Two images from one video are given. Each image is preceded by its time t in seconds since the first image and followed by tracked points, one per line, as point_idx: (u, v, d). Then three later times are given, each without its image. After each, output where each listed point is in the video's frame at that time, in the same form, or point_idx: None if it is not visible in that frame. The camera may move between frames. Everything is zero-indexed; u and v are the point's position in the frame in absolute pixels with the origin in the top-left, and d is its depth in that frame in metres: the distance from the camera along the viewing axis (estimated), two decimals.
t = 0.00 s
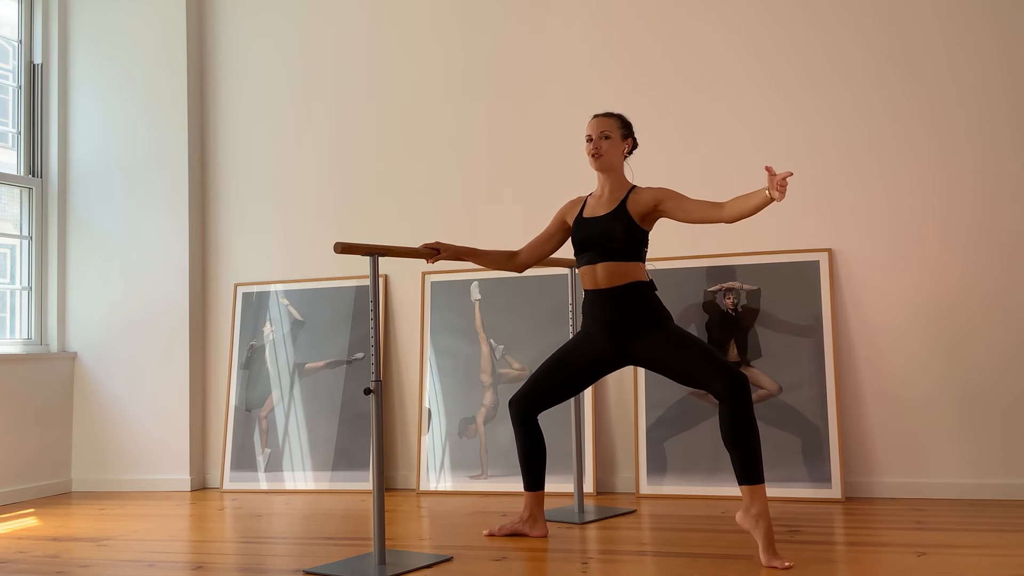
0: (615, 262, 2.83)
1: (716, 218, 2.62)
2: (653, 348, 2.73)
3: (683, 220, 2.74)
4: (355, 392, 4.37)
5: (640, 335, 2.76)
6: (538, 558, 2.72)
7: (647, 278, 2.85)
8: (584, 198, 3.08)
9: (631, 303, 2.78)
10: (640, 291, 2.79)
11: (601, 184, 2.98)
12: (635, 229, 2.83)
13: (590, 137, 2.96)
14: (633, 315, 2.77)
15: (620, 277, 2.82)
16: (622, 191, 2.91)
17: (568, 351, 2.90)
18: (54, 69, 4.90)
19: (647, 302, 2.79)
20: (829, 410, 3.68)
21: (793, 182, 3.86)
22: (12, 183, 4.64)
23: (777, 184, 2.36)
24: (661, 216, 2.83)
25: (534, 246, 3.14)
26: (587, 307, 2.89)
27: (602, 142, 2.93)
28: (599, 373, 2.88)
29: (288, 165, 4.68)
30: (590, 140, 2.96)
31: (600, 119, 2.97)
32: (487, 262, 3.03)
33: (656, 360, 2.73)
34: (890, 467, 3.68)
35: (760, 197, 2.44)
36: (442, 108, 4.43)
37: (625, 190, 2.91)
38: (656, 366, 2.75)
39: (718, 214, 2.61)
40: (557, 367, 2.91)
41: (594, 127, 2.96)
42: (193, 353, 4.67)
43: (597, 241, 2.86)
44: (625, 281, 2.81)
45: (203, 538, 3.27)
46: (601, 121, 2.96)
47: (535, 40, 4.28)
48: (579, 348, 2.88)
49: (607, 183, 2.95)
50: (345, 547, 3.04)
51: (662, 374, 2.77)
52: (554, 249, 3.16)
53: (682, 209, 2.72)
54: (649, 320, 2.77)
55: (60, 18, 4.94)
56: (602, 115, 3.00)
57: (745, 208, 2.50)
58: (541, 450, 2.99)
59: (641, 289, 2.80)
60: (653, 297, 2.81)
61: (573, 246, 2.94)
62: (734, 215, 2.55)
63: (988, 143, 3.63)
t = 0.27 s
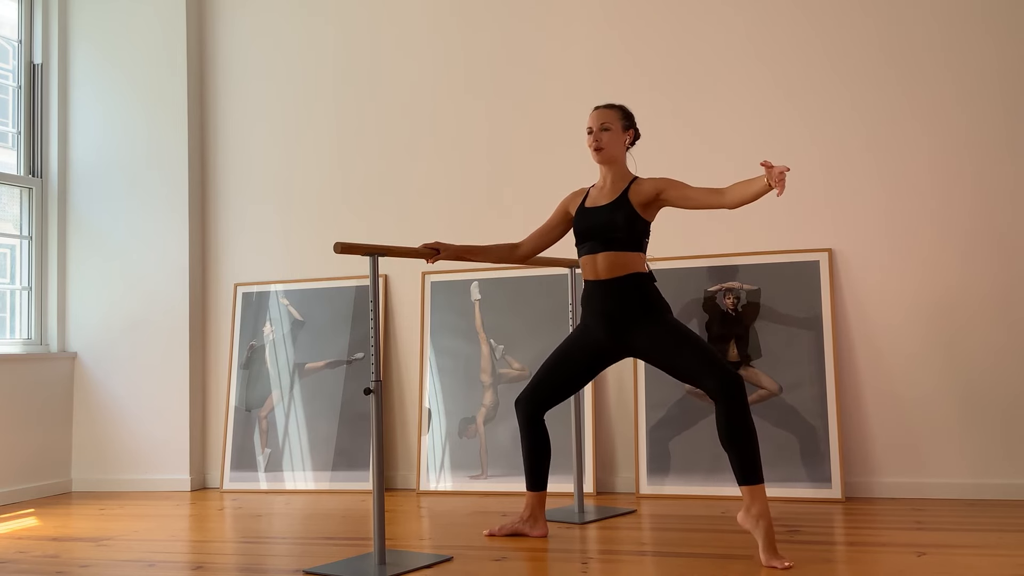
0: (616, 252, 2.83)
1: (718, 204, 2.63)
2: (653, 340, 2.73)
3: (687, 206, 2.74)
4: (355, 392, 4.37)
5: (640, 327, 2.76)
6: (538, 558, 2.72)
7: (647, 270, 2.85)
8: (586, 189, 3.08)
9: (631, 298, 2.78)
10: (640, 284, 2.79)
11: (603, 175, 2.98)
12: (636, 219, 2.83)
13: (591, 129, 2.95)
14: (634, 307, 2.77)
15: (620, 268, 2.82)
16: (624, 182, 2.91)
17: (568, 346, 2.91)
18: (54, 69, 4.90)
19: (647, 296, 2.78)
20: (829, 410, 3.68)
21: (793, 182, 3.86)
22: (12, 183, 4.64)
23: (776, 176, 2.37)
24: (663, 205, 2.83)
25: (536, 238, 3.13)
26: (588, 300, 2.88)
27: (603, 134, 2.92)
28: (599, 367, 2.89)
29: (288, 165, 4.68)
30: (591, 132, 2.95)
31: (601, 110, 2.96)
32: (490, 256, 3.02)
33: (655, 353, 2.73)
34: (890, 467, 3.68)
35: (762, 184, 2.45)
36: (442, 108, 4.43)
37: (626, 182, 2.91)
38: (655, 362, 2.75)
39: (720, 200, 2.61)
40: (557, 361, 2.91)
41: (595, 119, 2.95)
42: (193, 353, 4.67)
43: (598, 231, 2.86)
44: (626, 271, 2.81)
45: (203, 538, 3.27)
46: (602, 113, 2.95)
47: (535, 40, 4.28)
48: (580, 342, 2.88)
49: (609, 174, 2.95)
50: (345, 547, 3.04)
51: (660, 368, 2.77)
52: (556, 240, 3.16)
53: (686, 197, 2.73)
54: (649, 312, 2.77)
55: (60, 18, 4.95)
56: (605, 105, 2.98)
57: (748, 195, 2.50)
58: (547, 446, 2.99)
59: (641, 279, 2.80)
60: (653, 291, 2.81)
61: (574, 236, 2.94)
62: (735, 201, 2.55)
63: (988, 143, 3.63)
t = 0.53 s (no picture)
0: (618, 273, 2.83)
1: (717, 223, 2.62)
2: (658, 354, 2.73)
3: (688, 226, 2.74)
4: (355, 392, 4.37)
5: (645, 342, 2.76)
6: (538, 558, 2.72)
7: (650, 289, 2.85)
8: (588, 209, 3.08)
9: (633, 312, 2.79)
10: (643, 301, 2.80)
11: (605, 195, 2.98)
12: (638, 240, 2.83)
13: (593, 148, 2.96)
14: (637, 322, 2.78)
15: (622, 289, 2.82)
16: (626, 202, 2.91)
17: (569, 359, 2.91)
18: (54, 69, 4.90)
19: (648, 310, 2.79)
20: (829, 410, 3.68)
21: (793, 183, 3.86)
22: (12, 183, 4.64)
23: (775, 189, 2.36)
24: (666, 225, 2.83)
25: (536, 254, 3.13)
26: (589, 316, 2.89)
27: (604, 153, 2.93)
28: (600, 383, 2.89)
29: (288, 165, 4.68)
30: (592, 150, 2.96)
31: (603, 130, 2.97)
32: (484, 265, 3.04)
33: (661, 366, 2.73)
34: (890, 467, 3.68)
35: (762, 201, 2.43)
36: (442, 109, 4.43)
37: (628, 202, 2.91)
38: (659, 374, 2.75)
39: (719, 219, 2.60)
40: (558, 377, 2.91)
41: (597, 139, 2.96)
42: (193, 353, 4.67)
43: (600, 252, 2.86)
44: (627, 292, 2.81)
45: (203, 538, 3.27)
46: (604, 133, 2.96)
47: (535, 40, 4.28)
48: (581, 359, 2.88)
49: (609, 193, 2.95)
50: (345, 547, 3.05)
51: (666, 381, 2.77)
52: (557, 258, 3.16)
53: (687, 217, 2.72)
54: (653, 327, 2.77)
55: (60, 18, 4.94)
56: (607, 125, 3.00)
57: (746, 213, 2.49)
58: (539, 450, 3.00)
59: (643, 299, 2.80)
60: (655, 305, 2.82)
61: (577, 257, 2.95)
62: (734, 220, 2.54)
63: (989, 143, 3.63)
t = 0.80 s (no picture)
0: (618, 282, 2.83)
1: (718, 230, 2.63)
2: (659, 360, 2.73)
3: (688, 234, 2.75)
4: (355, 392, 4.37)
5: (644, 349, 2.76)
6: (538, 557, 2.72)
7: (651, 297, 2.85)
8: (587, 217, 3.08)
9: (634, 318, 2.79)
10: (643, 309, 2.80)
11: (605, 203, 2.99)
12: (638, 249, 2.82)
13: (593, 156, 2.96)
14: (637, 327, 2.78)
15: (623, 298, 2.82)
16: (626, 210, 2.91)
17: (569, 365, 2.91)
18: (54, 69, 4.90)
19: (649, 316, 2.80)
20: (829, 410, 3.68)
21: (793, 183, 3.86)
22: (12, 183, 4.64)
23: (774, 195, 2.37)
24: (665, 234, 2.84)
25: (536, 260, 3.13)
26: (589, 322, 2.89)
27: (604, 161, 2.93)
28: (600, 389, 2.89)
29: (288, 165, 4.68)
30: (592, 158, 2.96)
31: (603, 138, 2.97)
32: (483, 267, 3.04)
33: (661, 371, 2.73)
34: (890, 467, 3.68)
35: (762, 208, 2.44)
36: (442, 108, 4.43)
37: (628, 210, 2.91)
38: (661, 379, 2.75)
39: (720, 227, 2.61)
40: (558, 383, 2.90)
41: (597, 147, 2.96)
42: (194, 353, 4.67)
43: (600, 261, 2.86)
44: (628, 301, 2.81)
45: (203, 538, 3.27)
46: (604, 140, 2.96)
47: (535, 40, 4.28)
48: (580, 366, 2.87)
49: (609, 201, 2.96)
50: (345, 547, 3.05)
51: (666, 387, 2.77)
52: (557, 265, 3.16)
53: (688, 225, 2.74)
54: (653, 334, 2.77)
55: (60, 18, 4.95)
56: (607, 133, 3.00)
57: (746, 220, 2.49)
58: (534, 453, 2.99)
59: (643, 308, 2.80)
60: (655, 312, 2.82)
61: (577, 266, 2.95)
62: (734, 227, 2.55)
63: (989, 143, 3.63)
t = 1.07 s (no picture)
0: (618, 264, 2.83)
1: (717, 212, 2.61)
2: (658, 349, 2.73)
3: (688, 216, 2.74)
4: (355, 392, 4.37)
5: (643, 338, 2.76)
6: (538, 558, 2.72)
7: (649, 280, 2.85)
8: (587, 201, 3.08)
9: (633, 305, 2.79)
10: (641, 293, 2.80)
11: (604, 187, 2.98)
12: (637, 231, 2.83)
13: (593, 139, 2.96)
14: (636, 316, 2.78)
15: (622, 280, 2.82)
16: (626, 193, 2.91)
17: (569, 355, 2.91)
18: (54, 69, 4.90)
19: (648, 304, 2.79)
20: (829, 410, 3.68)
21: (793, 183, 3.86)
22: (12, 183, 4.64)
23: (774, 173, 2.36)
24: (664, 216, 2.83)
25: (536, 247, 3.14)
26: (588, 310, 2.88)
27: (603, 144, 2.93)
28: (600, 377, 2.89)
29: (288, 165, 4.68)
30: (592, 141, 2.96)
31: (603, 121, 2.97)
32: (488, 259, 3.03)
33: (660, 361, 2.73)
34: (890, 467, 3.68)
35: (763, 186, 2.43)
36: (441, 108, 4.43)
37: (628, 192, 2.91)
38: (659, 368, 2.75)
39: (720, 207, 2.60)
40: (558, 373, 2.91)
41: (597, 130, 2.96)
42: (193, 352, 4.67)
43: (599, 243, 2.86)
44: (627, 284, 2.81)
45: (203, 538, 3.27)
46: (603, 123, 2.96)
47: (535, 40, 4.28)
48: (580, 355, 2.88)
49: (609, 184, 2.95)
50: (345, 547, 3.05)
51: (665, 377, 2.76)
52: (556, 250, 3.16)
53: (687, 207, 2.72)
54: (652, 322, 2.77)
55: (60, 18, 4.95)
56: (607, 116, 3.00)
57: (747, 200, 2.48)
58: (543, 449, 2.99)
59: (642, 290, 2.80)
60: (654, 298, 2.82)
61: (575, 248, 2.95)
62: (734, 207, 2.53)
63: (989, 143, 3.63)
